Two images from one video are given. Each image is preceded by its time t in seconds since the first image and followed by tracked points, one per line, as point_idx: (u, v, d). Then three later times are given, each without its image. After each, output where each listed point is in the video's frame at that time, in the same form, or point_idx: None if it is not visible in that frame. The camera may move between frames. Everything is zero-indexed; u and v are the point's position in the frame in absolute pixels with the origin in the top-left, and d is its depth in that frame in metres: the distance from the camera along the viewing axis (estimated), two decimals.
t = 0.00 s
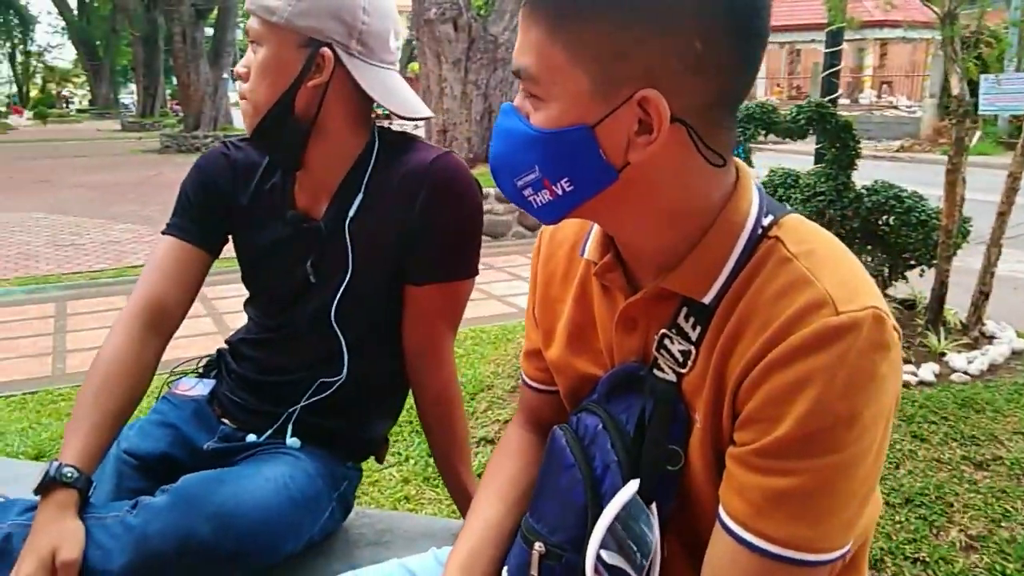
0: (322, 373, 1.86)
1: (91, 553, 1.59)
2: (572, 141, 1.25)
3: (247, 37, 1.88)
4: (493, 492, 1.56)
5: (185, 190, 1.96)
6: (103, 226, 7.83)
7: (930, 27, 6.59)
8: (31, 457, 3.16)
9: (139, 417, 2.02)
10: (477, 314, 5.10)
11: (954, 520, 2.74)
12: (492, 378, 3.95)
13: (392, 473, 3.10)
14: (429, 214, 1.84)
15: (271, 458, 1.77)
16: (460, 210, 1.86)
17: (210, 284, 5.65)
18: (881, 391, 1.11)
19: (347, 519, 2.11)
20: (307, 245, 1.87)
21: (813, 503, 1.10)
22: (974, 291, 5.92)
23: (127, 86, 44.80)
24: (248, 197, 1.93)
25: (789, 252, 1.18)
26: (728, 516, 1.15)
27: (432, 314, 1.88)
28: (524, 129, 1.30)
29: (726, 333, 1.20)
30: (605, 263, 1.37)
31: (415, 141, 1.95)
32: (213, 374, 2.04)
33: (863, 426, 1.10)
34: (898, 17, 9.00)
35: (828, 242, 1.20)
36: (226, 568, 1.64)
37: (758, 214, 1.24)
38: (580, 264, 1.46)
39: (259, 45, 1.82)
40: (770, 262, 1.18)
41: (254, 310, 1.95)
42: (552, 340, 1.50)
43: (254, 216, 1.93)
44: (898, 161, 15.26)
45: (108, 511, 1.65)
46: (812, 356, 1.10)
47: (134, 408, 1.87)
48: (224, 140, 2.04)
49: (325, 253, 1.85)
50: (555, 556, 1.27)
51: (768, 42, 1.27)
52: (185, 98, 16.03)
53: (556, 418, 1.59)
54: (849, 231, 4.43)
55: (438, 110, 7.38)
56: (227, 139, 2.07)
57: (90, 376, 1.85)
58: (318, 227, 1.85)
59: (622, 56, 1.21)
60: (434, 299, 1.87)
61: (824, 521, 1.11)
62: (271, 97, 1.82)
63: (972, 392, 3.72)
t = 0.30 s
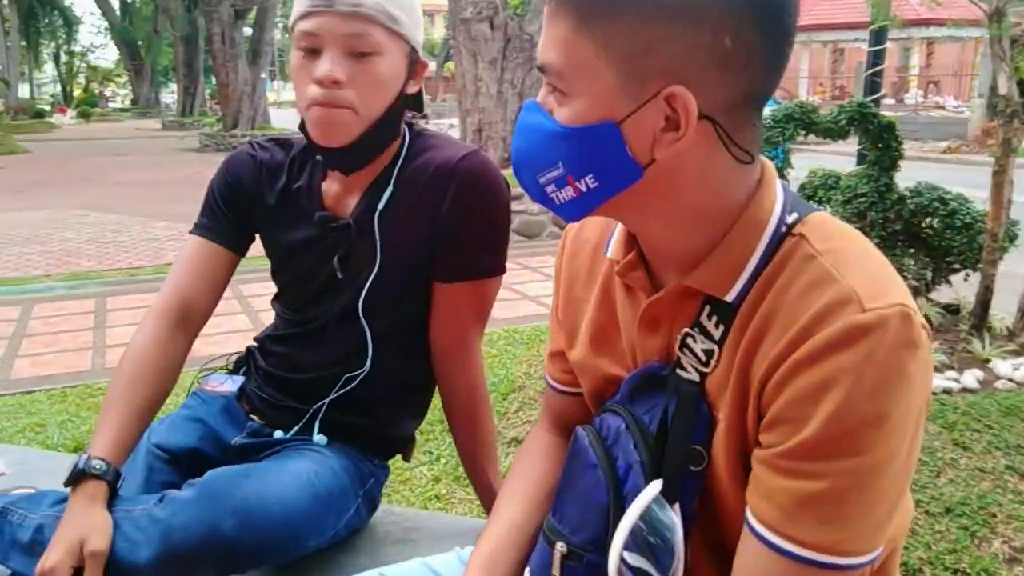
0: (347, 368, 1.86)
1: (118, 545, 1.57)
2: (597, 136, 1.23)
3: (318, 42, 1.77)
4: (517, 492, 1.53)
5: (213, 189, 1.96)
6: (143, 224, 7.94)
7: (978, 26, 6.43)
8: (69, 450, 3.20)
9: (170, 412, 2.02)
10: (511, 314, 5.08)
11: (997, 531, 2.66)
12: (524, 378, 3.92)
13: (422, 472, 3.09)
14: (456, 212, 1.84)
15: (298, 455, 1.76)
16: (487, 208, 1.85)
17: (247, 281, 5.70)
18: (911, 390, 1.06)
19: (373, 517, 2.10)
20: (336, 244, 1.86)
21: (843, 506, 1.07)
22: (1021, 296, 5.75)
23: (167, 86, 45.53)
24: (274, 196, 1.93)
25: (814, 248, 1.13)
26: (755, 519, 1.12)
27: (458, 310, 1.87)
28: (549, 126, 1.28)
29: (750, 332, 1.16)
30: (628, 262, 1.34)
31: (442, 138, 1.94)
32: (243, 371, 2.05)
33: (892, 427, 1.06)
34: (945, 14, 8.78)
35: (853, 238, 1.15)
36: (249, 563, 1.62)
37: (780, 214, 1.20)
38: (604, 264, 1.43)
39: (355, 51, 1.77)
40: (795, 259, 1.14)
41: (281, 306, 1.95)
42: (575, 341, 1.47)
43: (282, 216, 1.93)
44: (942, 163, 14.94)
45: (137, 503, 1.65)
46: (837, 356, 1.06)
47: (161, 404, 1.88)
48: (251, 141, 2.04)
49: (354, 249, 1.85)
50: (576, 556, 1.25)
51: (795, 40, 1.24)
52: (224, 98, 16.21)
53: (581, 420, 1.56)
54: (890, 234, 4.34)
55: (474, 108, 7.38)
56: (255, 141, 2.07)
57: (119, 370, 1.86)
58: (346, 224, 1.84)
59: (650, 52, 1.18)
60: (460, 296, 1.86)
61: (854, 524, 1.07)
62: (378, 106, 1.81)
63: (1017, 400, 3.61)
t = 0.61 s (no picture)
0: (358, 369, 1.85)
1: (130, 546, 1.57)
2: (606, 136, 1.21)
3: (366, 56, 1.74)
4: (526, 493, 1.51)
5: (225, 192, 1.96)
6: (161, 225, 7.98)
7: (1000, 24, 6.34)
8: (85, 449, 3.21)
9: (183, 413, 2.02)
10: (526, 316, 5.06)
11: (1019, 537, 2.60)
12: (539, 380, 3.90)
13: (437, 473, 3.07)
14: (467, 212, 1.83)
15: (307, 457, 1.75)
16: (499, 208, 1.84)
17: (264, 282, 5.71)
18: (931, 388, 1.04)
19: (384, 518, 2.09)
20: (350, 245, 1.85)
21: (870, 510, 1.04)
22: None
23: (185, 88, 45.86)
24: (287, 199, 1.92)
25: (826, 246, 1.11)
26: (781, 525, 1.09)
27: (470, 311, 1.86)
28: (556, 126, 1.26)
29: (763, 334, 1.14)
30: (636, 263, 1.31)
31: (453, 138, 1.92)
32: (254, 372, 2.04)
33: (915, 426, 1.03)
34: (967, 13, 8.67)
35: (864, 236, 1.13)
36: (257, 565, 1.61)
37: (791, 211, 1.17)
38: (613, 265, 1.41)
39: (402, 70, 1.77)
40: (807, 259, 1.12)
41: (294, 307, 1.95)
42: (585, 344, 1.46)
43: (294, 218, 1.92)
44: (963, 163, 14.76)
45: (148, 504, 1.64)
46: (854, 356, 1.03)
47: (175, 405, 1.88)
48: (263, 143, 2.03)
49: (366, 250, 1.84)
50: (585, 557, 1.22)
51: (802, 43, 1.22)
52: (241, 100, 16.29)
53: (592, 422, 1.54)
54: (910, 235, 4.29)
55: (491, 109, 7.24)
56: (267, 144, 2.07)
57: (131, 371, 1.86)
58: (361, 224, 1.83)
59: (659, 51, 1.16)
60: (471, 295, 1.85)
61: (885, 527, 1.04)
62: (413, 123, 1.84)
63: None
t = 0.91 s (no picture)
0: (362, 367, 1.86)
1: (135, 545, 1.59)
2: (609, 137, 1.21)
3: (381, 53, 1.75)
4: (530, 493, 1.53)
5: (231, 190, 1.97)
6: (172, 224, 8.03)
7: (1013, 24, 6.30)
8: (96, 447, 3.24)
9: (190, 411, 2.04)
10: (535, 316, 5.07)
11: None
12: (547, 380, 3.91)
13: (445, 472, 3.09)
14: (476, 212, 1.85)
15: (312, 456, 1.77)
16: (505, 208, 1.86)
17: (274, 281, 5.74)
18: (936, 382, 1.04)
19: (391, 517, 2.11)
20: (354, 244, 1.86)
21: (876, 503, 1.04)
22: None
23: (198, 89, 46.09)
24: (292, 196, 1.94)
25: (831, 243, 1.12)
26: (788, 522, 1.10)
27: (475, 309, 1.88)
28: (559, 130, 1.27)
29: (769, 330, 1.14)
30: (642, 263, 1.33)
31: (461, 137, 1.94)
32: (260, 370, 2.06)
33: (920, 419, 1.03)
34: (980, 12, 8.62)
35: (870, 232, 1.14)
36: (263, 564, 1.62)
37: (796, 209, 1.18)
38: (618, 267, 1.43)
39: (417, 66, 1.79)
40: (812, 255, 1.12)
41: (300, 306, 1.97)
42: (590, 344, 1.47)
43: (300, 215, 1.93)
44: (977, 164, 14.67)
45: (153, 503, 1.66)
46: (859, 349, 1.03)
47: (180, 405, 1.90)
48: (272, 141, 2.05)
49: (371, 249, 1.85)
50: (589, 556, 1.23)
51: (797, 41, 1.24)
52: (253, 100, 16.37)
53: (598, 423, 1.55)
54: (920, 235, 4.27)
55: (500, 110, 7.27)
56: (272, 141, 2.08)
57: (138, 368, 1.89)
58: (368, 223, 1.84)
59: (671, 49, 1.17)
60: (477, 294, 1.87)
61: (891, 522, 1.04)
62: (427, 119, 1.85)
63: None
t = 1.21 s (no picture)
0: (366, 365, 1.87)
1: (138, 540, 1.60)
2: (599, 149, 1.22)
3: (383, 52, 1.76)
4: (534, 492, 1.54)
5: (234, 191, 1.98)
6: (179, 224, 8.06)
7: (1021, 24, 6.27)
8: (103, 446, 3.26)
9: (193, 411, 2.05)
10: (541, 315, 5.07)
11: None
12: (552, 380, 3.91)
13: (450, 471, 3.09)
14: (477, 210, 1.85)
15: (315, 452, 1.78)
16: (506, 206, 1.86)
17: (280, 281, 5.75)
18: (937, 370, 1.04)
19: (394, 516, 2.11)
20: (357, 244, 1.87)
21: (882, 493, 1.04)
22: None
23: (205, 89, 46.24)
24: (293, 196, 1.95)
25: (827, 234, 1.12)
26: (798, 515, 1.10)
27: (477, 308, 1.88)
28: (548, 146, 1.27)
29: (769, 324, 1.15)
30: (644, 262, 1.34)
31: (461, 137, 1.95)
32: (264, 369, 2.07)
33: (922, 407, 1.03)
34: (988, 11, 8.59)
35: (867, 223, 1.14)
36: (264, 559, 1.63)
37: (791, 201, 1.18)
38: (619, 268, 1.43)
39: (418, 64, 1.80)
40: (809, 248, 1.13)
41: (303, 305, 1.98)
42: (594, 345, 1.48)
43: (302, 215, 1.94)
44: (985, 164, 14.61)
45: (155, 498, 1.67)
46: (859, 338, 1.04)
47: (181, 404, 1.91)
48: (274, 141, 2.06)
49: (373, 248, 1.86)
50: (590, 551, 1.23)
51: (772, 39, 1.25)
52: (260, 100, 16.42)
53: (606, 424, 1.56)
54: (926, 236, 4.26)
55: (506, 110, 7.31)
56: (277, 141, 2.09)
57: (140, 367, 1.90)
58: (369, 222, 1.85)
59: (649, 63, 1.17)
60: (480, 293, 1.87)
61: (900, 509, 1.04)
62: (430, 115, 1.86)
63: None
